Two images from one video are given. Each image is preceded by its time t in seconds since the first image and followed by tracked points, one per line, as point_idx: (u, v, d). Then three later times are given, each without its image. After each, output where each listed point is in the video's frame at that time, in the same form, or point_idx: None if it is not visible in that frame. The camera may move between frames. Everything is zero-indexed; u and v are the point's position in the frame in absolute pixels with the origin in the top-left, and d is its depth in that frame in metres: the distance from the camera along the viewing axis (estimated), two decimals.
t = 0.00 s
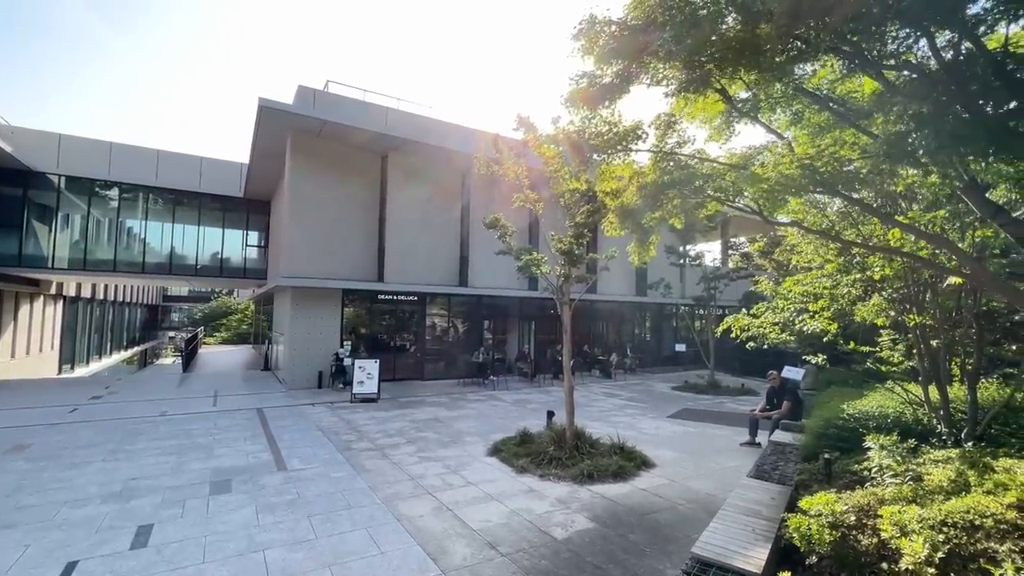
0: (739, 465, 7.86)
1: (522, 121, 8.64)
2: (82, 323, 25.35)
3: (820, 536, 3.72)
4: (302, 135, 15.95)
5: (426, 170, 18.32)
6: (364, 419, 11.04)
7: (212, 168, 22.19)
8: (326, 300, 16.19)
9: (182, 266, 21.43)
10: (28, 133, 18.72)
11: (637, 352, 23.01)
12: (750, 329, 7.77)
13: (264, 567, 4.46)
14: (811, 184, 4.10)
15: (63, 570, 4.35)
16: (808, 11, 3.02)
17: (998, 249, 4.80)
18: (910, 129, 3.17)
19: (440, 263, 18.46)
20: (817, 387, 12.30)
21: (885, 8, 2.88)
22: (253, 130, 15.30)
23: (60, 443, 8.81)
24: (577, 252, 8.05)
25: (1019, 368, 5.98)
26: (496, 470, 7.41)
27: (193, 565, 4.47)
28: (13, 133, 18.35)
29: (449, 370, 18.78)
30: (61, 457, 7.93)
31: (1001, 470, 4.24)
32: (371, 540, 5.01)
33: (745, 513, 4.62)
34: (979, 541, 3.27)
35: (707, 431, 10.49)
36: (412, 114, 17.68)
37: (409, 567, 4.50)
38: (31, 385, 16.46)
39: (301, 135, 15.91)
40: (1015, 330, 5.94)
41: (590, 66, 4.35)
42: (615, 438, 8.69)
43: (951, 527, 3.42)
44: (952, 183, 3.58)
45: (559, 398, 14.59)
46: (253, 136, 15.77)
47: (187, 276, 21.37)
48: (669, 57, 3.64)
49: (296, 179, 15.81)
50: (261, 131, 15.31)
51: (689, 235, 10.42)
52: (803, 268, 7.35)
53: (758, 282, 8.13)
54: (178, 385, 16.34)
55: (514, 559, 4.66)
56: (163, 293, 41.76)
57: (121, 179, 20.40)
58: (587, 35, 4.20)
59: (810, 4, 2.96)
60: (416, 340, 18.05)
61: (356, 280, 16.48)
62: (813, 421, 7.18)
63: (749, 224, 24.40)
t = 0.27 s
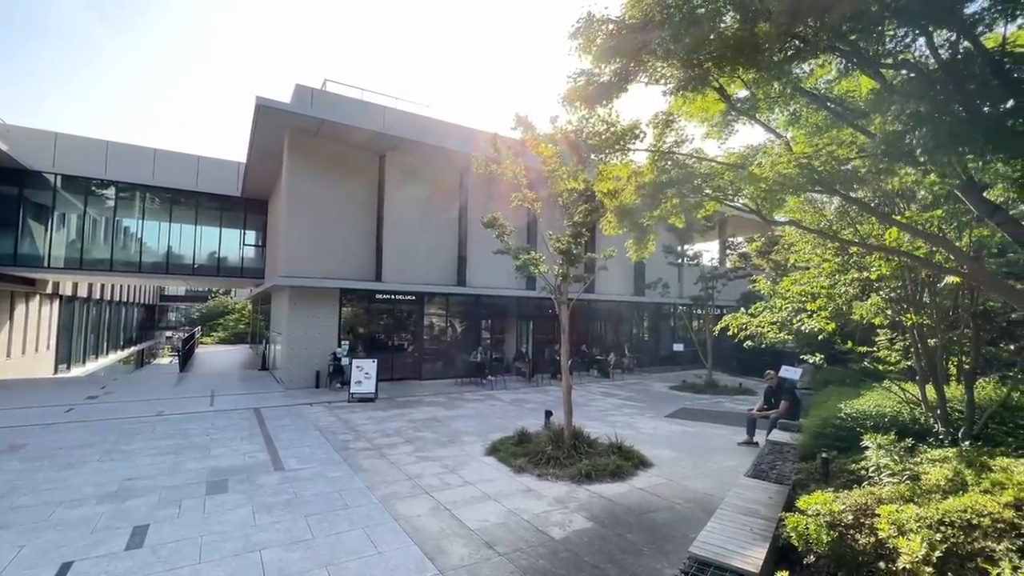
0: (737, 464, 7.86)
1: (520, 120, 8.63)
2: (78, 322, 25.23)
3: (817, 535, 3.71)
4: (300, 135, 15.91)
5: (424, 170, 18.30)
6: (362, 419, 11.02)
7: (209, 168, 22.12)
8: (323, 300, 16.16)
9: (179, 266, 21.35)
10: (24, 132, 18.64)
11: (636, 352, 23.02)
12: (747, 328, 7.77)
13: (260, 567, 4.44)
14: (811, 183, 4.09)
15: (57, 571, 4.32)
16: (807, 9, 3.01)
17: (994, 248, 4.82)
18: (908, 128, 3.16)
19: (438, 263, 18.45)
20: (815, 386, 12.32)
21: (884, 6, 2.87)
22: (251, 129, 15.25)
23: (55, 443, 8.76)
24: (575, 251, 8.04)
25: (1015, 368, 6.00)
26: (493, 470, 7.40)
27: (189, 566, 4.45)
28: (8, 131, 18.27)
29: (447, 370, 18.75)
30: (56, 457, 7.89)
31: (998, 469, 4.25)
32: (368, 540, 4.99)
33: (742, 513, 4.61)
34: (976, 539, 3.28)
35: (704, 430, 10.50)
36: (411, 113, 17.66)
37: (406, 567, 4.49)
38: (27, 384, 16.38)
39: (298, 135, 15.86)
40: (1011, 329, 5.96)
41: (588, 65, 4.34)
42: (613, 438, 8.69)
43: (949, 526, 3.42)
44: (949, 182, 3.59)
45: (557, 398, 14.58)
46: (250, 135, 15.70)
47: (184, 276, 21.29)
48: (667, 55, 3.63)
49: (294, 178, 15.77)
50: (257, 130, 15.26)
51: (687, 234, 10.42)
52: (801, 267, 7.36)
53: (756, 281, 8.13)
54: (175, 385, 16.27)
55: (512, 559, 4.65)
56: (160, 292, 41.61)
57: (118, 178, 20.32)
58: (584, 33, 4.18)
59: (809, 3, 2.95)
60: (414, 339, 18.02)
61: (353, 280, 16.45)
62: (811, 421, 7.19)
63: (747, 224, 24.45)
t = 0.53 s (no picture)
0: (737, 462, 7.85)
1: (520, 118, 8.59)
2: (76, 321, 25.15)
3: (819, 533, 3.69)
4: (298, 133, 15.85)
5: (423, 168, 18.26)
6: (361, 417, 10.99)
7: (207, 166, 22.05)
8: (322, 298, 16.13)
9: (177, 264, 21.27)
10: (21, 130, 18.58)
11: (635, 350, 23.02)
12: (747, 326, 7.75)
13: (258, 566, 4.41)
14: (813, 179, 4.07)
15: (53, 570, 4.29)
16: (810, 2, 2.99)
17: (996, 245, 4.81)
18: (911, 123, 3.14)
19: (437, 261, 18.41)
20: (814, 384, 12.32)
21: None
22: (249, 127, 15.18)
23: (52, 442, 8.72)
24: (575, 249, 8.03)
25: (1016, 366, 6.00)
26: (493, 468, 7.38)
27: (187, 564, 4.42)
28: (5, 129, 18.20)
29: (446, 369, 18.71)
30: (53, 455, 7.84)
31: (999, 466, 4.24)
32: (367, 539, 4.97)
33: (742, 510, 4.59)
34: (978, 537, 3.26)
35: (704, 428, 10.49)
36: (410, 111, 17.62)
37: (405, 565, 4.46)
38: (24, 383, 16.31)
39: (296, 132, 15.80)
40: (1011, 327, 5.95)
41: (588, 60, 4.31)
42: (613, 436, 8.67)
43: (951, 523, 3.40)
44: (952, 177, 3.57)
45: (557, 397, 14.57)
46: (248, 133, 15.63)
47: (182, 274, 21.21)
48: (670, 50, 3.59)
49: (292, 176, 15.71)
50: (255, 128, 15.18)
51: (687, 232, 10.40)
52: (801, 265, 7.34)
53: (756, 279, 8.11)
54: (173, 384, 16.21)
55: (512, 557, 4.63)
56: (158, 291, 41.51)
57: (115, 176, 20.25)
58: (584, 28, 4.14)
59: None
60: (413, 338, 17.98)
61: (352, 278, 16.39)
62: (811, 419, 7.18)
63: (746, 223, 24.46)
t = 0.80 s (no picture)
0: (740, 460, 7.83)
1: (522, 114, 8.55)
2: (75, 319, 25.10)
3: (827, 531, 3.67)
4: (299, 130, 15.79)
5: (424, 165, 18.21)
6: (362, 415, 10.96)
7: (207, 163, 21.98)
8: (323, 296, 16.10)
9: (177, 262, 21.18)
10: (20, 127, 18.52)
11: (636, 348, 23.00)
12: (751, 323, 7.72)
13: (262, 564, 4.38)
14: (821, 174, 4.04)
15: (55, 568, 4.26)
16: None
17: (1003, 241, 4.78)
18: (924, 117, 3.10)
19: (438, 259, 18.37)
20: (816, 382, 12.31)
21: None
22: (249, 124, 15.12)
23: (52, 439, 8.68)
24: (578, 246, 8.01)
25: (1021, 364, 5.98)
26: (496, 466, 7.35)
27: (189, 562, 4.39)
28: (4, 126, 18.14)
29: (447, 367, 18.68)
30: (53, 453, 7.81)
31: (1007, 464, 4.21)
32: (370, 536, 4.94)
33: (748, 508, 4.56)
34: (989, 535, 3.24)
35: (706, 426, 10.47)
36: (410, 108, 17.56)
37: (409, 563, 4.43)
38: (24, 381, 16.29)
39: (297, 130, 15.75)
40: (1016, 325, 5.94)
41: (595, 54, 4.28)
42: (615, 434, 8.65)
43: (961, 521, 3.38)
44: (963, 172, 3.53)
45: (558, 395, 14.55)
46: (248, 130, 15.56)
47: (182, 272, 21.14)
48: (680, 42, 3.55)
49: (293, 174, 15.66)
50: (255, 125, 15.13)
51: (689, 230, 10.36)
52: (805, 262, 7.31)
53: (759, 277, 8.08)
54: (173, 382, 16.17)
55: (517, 554, 4.60)
56: (157, 288, 41.45)
57: (114, 174, 20.18)
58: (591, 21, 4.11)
59: None
60: (413, 336, 17.94)
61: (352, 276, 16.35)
62: (815, 417, 7.16)
63: (746, 221, 24.45)
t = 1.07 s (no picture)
0: (746, 458, 7.80)
1: (527, 110, 8.51)
2: (77, 317, 25.06)
3: (841, 530, 3.64)
4: (301, 126, 15.74)
5: (426, 162, 18.17)
6: (365, 413, 10.94)
7: (208, 161, 21.93)
8: (326, 294, 16.07)
9: (178, 259, 21.16)
10: (21, 124, 18.46)
11: (638, 347, 22.97)
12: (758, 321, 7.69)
13: (270, 562, 4.35)
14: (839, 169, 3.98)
15: (63, 566, 4.23)
16: None
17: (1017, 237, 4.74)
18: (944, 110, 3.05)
19: (440, 256, 18.34)
20: (820, 380, 12.28)
21: None
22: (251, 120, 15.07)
23: (55, 437, 8.65)
24: (584, 243, 7.99)
25: None
26: (501, 463, 7.32)
27: (197, 560, 4.36)
28: (5, 123, 18.09)
29: (449, 365, 18.65)
30: (57, 451, 7.78)
31: (1021, 462, 4.17)
32: (378, 535, 4.91)
33: (759, 506, 4.53)
34: (1005, 533, 3.21)
35: (710, 424, 10.45)
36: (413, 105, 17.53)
37: (418, 562, 4.40)
38: (26, 378, 16.26)
39: (299, 126, 15.70)
40: None
41: (608, 48, 4.26)
42: (621, 432, 8.62)
43: (977, 519, 3.35)
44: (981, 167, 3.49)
45: (561, 392, 14.52)
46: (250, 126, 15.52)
47: (183, 270, 21.12)
48: (697, 37, 3.54)
49: (295, 171, 15.61)
50: (257, 121, 15.08)
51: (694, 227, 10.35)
52: (812, 260, 7.29)
53: (766, 275, 8.05)
54: (175, 380, 16.15)
55: (526, 553, 4.57)
56: (158, 286, 41.42)
57: (116, 171, 20.13)
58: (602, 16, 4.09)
59: None
60: (415, 334, 17.90)
61: (355, 273, 16.32)
62: (822, 414, 7.13)
63: (749, 219, 24.43)
